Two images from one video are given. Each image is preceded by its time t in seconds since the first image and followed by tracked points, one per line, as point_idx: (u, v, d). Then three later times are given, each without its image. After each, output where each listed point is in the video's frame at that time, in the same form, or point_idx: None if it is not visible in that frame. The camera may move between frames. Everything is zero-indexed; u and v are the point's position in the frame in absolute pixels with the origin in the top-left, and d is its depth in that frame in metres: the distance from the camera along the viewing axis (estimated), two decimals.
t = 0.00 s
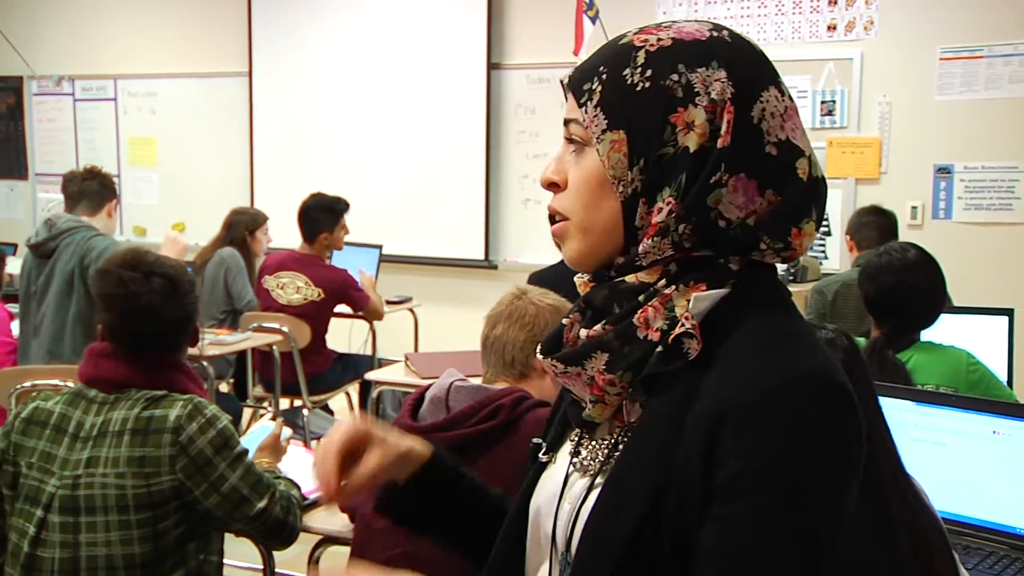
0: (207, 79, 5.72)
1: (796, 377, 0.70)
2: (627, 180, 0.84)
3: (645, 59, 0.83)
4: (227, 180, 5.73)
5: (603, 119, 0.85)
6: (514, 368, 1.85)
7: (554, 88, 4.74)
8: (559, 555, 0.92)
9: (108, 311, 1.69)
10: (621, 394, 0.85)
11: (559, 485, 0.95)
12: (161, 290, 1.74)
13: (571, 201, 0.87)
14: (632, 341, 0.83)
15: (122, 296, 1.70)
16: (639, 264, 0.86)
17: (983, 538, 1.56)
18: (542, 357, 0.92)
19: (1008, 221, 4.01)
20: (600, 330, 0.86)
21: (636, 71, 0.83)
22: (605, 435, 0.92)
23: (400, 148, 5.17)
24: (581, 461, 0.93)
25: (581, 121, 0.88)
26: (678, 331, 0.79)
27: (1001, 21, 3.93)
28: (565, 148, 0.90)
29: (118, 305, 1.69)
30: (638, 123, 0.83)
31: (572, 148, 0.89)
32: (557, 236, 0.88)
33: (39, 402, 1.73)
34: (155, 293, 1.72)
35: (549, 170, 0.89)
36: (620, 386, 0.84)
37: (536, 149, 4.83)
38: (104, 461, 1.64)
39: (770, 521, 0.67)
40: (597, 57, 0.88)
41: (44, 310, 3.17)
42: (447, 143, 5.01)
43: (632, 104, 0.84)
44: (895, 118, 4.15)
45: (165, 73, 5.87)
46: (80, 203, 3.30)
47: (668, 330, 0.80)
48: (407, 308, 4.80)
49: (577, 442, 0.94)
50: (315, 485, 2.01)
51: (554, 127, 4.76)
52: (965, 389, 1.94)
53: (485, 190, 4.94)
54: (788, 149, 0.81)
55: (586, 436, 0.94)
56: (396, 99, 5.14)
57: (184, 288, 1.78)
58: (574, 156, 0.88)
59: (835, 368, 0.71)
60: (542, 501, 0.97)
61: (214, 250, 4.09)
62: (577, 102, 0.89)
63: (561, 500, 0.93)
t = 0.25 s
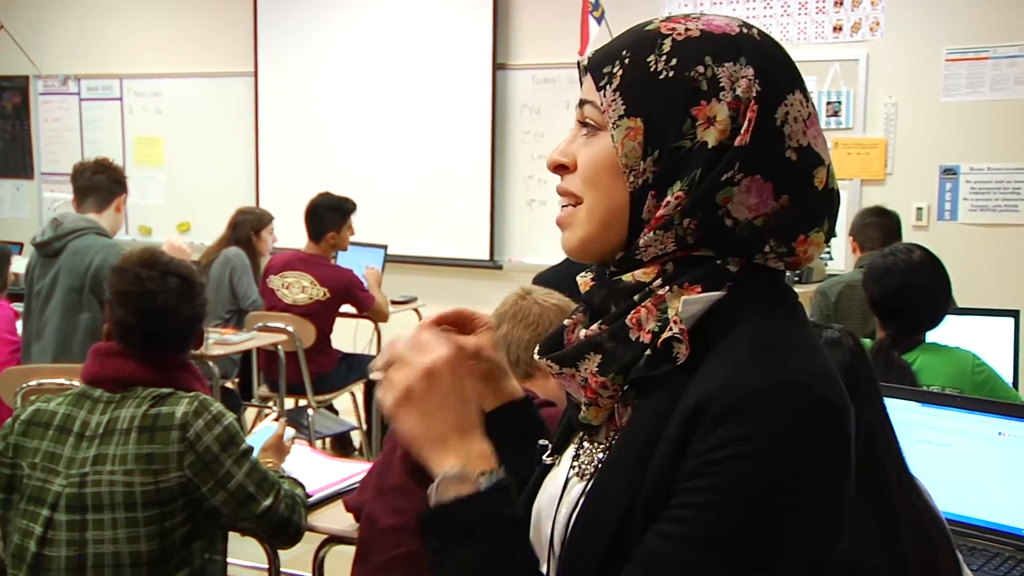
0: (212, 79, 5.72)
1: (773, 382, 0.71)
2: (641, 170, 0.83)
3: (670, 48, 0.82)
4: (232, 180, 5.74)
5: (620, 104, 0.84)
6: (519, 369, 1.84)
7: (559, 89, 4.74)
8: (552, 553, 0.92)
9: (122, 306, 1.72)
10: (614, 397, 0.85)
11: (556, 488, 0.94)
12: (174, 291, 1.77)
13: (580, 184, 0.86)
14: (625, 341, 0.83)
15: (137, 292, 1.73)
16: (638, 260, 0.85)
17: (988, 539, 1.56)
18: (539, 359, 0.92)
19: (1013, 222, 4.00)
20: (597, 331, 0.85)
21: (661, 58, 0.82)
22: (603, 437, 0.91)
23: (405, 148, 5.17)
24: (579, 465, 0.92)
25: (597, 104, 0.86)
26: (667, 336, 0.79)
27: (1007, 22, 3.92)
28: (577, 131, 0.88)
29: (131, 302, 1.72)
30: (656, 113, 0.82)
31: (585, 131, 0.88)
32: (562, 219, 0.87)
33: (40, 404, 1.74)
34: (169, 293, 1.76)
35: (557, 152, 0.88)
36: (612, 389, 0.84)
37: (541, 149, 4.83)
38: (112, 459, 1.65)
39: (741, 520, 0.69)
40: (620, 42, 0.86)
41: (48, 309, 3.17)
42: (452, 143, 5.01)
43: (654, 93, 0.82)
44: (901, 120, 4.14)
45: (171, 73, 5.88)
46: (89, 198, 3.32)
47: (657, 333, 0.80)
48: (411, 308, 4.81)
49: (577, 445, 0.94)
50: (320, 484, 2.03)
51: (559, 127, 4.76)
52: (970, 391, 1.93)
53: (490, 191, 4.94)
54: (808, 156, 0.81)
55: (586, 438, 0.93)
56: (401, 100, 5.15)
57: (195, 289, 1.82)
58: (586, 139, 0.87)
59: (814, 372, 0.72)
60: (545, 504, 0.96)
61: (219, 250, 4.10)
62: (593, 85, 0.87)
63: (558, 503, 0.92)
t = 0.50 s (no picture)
0: (224, 76, 5.74)
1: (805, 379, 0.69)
2: (671, 178, 0.80)
3: (694, 45, 0.78)
4: (244, 177, 5.75)
5: (644, 107, 0.80)
6: (535, 363, 1.85)
7: (571, 85, 4.73)
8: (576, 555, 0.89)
9: (139, 301, 1.72)
10: (638, 394, 0.85)
11: (579, 488, 0.91)
12: (192, 286, 1.78)
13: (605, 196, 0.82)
14: (648, 338, 0.83)
15: (156, 288, 1.73)
16: (661, 259, 0.85)
17: (1008, 535, 1.55)
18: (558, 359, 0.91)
19: None
20: (620, 329, 0.86)
21: (684, 57, 0.79)
22: (625, 436, 0.90)
23: (418, 145, 5.17)
24: (600, 465, 0.90)
25: (619, 107, 0.82)
26: (690, 333, 0.78)
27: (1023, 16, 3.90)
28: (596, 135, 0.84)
29: (150, 298, 1.72)
30: (686, 117, 0.79)
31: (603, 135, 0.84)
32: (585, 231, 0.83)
33: (51, 401, 1.73)
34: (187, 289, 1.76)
35: (575, 158, 0.83)
36: (636, 386, 0.84)
37: (553, 145, 4.82)
38: (129, 454, 1.66)
39: (771, 518, 0.68)
40: (633, 38, 0.82)
41: (69, 307, 3.19)
42: (464, 139, 5.01)
43: (683, 99, 0.79)
44: (915, 115, 4.12)
45: (184, 70, 5.90)
46: (111, 195, 3.33)
47: (684, 328, 0.80)
48: (424, 305, 4.81)
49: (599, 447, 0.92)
50: (336, 479, 2.05)
51: (571, 123, 4.75)
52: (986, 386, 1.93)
53: (502, 188, 4.94)
54: (835, 148, 0.80)
55: (607, 438, 0.92)
56: (413, 97, 5.15)
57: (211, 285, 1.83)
58: (608, 145, 0.82)
59: (843, 367, 0.70)
60: (564, 505, 0.93)
61: (233, 247, 4.11)
62: (609, 86, 0.83)
63: (581, 503, 0.90)
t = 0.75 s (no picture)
0: (241, 76, 5.75)
1: (835, 378, 0.68)
2: (677, 171, 0.77)
3: (707, 37, 0.76)
4: (261, 177, 5.76)
5: (656, 98, 0.77)
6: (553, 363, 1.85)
7: (587, 83, 4.72)
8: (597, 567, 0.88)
9: (164, 300, 1.73)
10: (652, 401, 0.82)
11: (592, 497, 0.91)
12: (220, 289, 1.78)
13: (601, 187, 0.77)
14: (661, 342, 0.79)
15: (180, 287, 1.74)
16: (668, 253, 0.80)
17: None
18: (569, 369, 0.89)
19: None
20: (629, 332, 0.82)
21: (698, 49, 0.77)
22: (635, 444, 0.88)
23: (433, 144, 5.17)
24: (613, 471, 0.88)
25: (629, 97, 0.78)
26: (708, 339, 0.76)
27: None
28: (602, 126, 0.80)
29: (175, 298, 1.73)
30: (697, 108, 0.77)
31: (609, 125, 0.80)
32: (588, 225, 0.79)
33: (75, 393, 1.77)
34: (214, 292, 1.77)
35: (580, 149, 0.79)
36: (650, 393, 0.81)
37: (568, 144, 4.82)
38: (145, 451, 1.68)
39: (823, 531, 0.67)
40: (647, 29, 0.79)
41: (94, 306, 3.21)
42: (479, 139, 5.01)
43: (694, 90, 0.77)
44: (932, 113, 4.11)
45: (200, 70, 5.92)
46: (140, 198, 3.38)
47: (699, 333, 0.77)
48: (439, 304, 4.82)
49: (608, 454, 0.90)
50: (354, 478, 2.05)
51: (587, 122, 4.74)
52: (1004, 385, 1.92)
53: (517, 187, 4.93)
54: (845, 147, 0.78)
55: (617, 446, 0.90)
56: (429, 96, 5.15)
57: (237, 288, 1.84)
58: (612, 136, 0.79)
59: (870, 365, 0.69)
60: (575, 513, 0.93)
61: (249, 245, 4.12)
62: (621, 77, 0.80)
63: (596, 515, 0.88)
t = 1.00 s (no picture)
0: (256, 79, 5.84)
1: (873, 341, 0.70)
2: (738, 191, 0.81)
3: (769, 59, 0.82)
4: (277, 178, 5.86)
5: (731, 118, 0.79)
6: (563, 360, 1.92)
7: (596, 85, 4.79)
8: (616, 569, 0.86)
9: (191, 298, 1.81)
10: (672, 388, 0.83)
11: (594, 497, 0.90)
12: (245, 289, 1.87)
13: (676, 206, 0.77)
14: (685, 329, 0.81)
15: (208, 287, 1.82)
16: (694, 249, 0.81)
17: None
18: (573, 365, 0.88)
19: None
20: (644, 322, 0.83)
21: (765, 71, 0.81)
22: (639, 438, 0.87)
23: (445, 145, 5.25)
24: (615, 468, 0.88)
25: (704, 112, 0.78)
26: (732, 322, 0.78)
27: None
28: (656, 135, 0.78)
29: (204, 297, 1.81)
30: (756, 124, 0.81)
31: (668, 136, 0.78)
32: (645, 236, 0.78)
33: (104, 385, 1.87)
34: (240, 292, 1.85)
35: (640, 159, 0.76)
36: (671, 379, 0.82)
37: (578, 144, 4.88)
38: (167, 443, 1.76)
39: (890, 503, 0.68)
40: (711, 42, 0.79)
41: (120, 301, 3.28)
42: (490, 139, 5.08)
43: (756, 107, 0.81)
44: (936, 113, 4.15)
45: (216, 73, 6.01)
46: (171, 201, 3.58)
47: (721, 316, 0.81)
48: (451, 302, 4.89)
49: (604, 447, 0.90)
50: (369, 472, 2.12)
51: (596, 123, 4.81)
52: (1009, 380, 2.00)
53: (528, 188, 5.00)
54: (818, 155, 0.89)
55: (617, 442, 0.89)
56: (441, 98, 5.23)
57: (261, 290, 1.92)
58: (682, 153, 0.78)
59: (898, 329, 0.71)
60: (577, 519, 0.91)
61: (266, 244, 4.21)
62: (690, 88, 0.78)
63: (604, 514, 0.87)
